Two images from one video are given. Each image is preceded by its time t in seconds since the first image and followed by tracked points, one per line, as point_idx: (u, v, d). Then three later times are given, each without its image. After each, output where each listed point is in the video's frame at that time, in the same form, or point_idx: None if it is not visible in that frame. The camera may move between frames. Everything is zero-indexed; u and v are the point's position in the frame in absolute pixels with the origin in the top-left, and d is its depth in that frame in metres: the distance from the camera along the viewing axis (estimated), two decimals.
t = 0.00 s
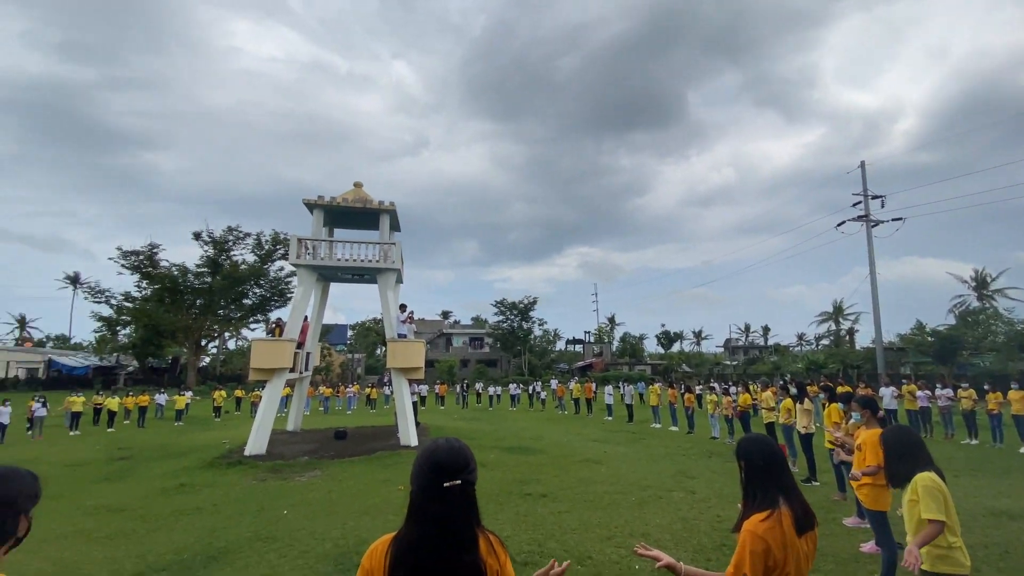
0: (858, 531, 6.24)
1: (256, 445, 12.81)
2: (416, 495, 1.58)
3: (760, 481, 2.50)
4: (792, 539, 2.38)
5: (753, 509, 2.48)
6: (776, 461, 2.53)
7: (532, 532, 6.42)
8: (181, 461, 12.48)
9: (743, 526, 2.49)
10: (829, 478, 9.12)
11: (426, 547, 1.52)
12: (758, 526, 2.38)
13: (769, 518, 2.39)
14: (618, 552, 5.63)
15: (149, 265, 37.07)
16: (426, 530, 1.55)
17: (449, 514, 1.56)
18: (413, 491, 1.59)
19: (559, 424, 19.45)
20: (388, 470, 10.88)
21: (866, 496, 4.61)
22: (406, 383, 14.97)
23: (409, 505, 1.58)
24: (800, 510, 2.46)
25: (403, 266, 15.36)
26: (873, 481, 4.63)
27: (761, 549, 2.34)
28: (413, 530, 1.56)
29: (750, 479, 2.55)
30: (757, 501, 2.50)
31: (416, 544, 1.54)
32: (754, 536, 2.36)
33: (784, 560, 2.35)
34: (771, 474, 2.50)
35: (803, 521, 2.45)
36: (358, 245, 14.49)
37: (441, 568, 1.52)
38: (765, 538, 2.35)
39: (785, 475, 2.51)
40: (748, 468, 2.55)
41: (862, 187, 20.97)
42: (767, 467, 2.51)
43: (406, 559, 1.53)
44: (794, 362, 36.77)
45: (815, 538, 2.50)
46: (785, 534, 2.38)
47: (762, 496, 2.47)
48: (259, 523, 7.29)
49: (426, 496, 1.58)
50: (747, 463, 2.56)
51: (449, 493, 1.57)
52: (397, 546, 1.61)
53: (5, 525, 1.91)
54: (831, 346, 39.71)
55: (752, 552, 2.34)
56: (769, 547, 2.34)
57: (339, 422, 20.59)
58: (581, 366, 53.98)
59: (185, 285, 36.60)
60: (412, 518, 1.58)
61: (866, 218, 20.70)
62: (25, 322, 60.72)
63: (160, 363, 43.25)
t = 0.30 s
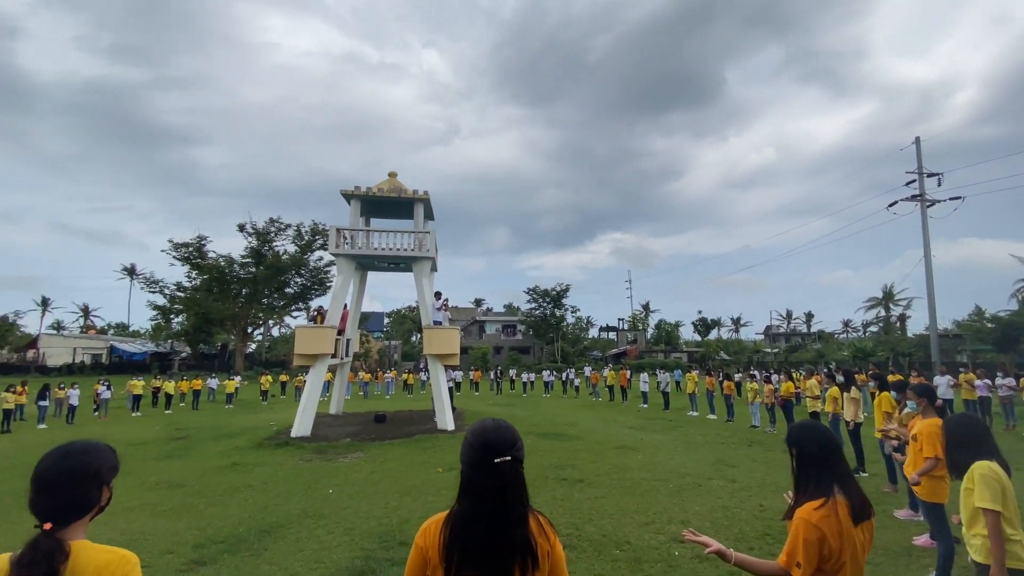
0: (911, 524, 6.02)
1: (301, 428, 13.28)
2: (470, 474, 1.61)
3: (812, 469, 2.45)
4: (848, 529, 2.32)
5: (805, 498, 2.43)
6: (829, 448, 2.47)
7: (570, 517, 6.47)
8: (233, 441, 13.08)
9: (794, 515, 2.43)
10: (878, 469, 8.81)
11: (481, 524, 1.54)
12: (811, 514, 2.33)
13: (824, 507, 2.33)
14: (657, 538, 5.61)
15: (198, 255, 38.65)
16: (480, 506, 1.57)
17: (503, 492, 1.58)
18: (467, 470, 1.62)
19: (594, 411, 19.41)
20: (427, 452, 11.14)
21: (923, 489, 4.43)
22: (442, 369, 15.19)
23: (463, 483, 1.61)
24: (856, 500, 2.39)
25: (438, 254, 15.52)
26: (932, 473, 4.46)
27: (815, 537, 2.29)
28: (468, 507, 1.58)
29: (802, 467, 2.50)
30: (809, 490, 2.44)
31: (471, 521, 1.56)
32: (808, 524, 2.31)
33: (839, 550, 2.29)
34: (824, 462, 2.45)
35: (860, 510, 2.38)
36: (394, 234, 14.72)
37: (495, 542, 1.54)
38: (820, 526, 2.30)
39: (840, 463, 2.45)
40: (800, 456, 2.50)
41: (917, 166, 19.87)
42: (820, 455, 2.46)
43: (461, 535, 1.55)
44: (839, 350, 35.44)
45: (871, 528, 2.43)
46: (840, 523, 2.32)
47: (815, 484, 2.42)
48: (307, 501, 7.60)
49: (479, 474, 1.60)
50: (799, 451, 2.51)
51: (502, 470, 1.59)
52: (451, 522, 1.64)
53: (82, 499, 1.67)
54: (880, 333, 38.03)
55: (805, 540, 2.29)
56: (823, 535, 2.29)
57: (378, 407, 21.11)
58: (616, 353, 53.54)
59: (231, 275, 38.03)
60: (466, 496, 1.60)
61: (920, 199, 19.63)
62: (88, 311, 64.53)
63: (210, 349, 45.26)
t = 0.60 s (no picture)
0: (953, 511, 5.87)
1: (334, 409, 13.64)
2: (512, 448, 1.63)
3: (859, 452, 2.40)
4: (896, 512, 2.28)
5: (851, 481, 2.38)
6: (877, 430, 2.42)
7: (599, 498, 6.51)
8: (270, 421, 13.53)
9: (840, 498, 2.39)
10: (918, 456, 8.57)
11: (526, 498, 1.56)
12: (859, 497, 2.28)
13: (872, 490, 2.29)
14: (687, 520, 5.61)
15: (232, 243, 39.69)
16: (524, 479, 1.59)
17: (547, 467, 1.61)
18: (508, 445, 1.64)
19: (621, 396, 19.33)
20: (456, 434, 11.32)
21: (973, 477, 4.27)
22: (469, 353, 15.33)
23: (506, 457, 1.63)
24: (906, 484, 2.34)
25: (463, 239, 15.58)
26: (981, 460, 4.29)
27: (861, 520, 2.26)
28: (512, 480, 1.60)
29: (848, 450, 2.45)
30: (855, 473, 2.39)
31: (516, 493, 1.59)
32: (855, 508, 2.27)
33: (887, 533, 2.26)
34: (872, 444, 2.39)
35: (909, 494, 2.33)
36: (420, 219, 14.82)
37: (540, 516, 1.57)
38: (867, 510, 2.27)
39: (889, 446, 2.39)
40: (846, 438, 2.45)
41: (964, 142, 18.90)
42: (868, 438, 2.40)
43: (506, 508, 1.58)
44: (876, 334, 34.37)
45: (919, 511, 2.38)
46: (889, 506, 2.28)
47: (861, 467, 2.37)
48: (342, 479, 7.84)
49: (521, 447, 1.62)
50: (845, 433, 2.46)
51: (545, 445, 1.61)
52: (495, 496, 1.66)
53: (145, 470, 1.71)
54: (920, 317, 36.67)
55: (851, 524, 2.26)
56: (870, 518, 2.26)
57: (407, 390, 21.50)
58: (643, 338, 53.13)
59: (264, 261, 38.97)
60: (509, 470, 1.62)
61: (967, 177, 18.71)
62: (131, 297, 67.26)
63: (246, 333, 46.68)
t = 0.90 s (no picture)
0: (984, 496, 5.76)
1: (359, 389, 13.91)
2: (544, 423, 1.66)
3: (895, 433, 2.37)
4: (933, 493, 2.25)
5: (886, 461, 2.36)
6: (915, 411, 2.38)
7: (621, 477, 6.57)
8: (297, 400, 13.89)
9: (874, 478, 2.37)
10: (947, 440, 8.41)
11: (559, 470, 1.59)
12: (894, 478, 2.26)
13: (908, 470, 2.26)
14: (709, 501, 5.62)
15: (256, 227, 40.37)
16: (557, 452, 1.62)
17: (579, 440, 1.63)
18: (541, 419, 1.67)
19: (641, 379, 19.31)
20: (478, 414, 11.46)
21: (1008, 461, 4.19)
22: (489, 335, 15.41)
23: (538, 431, 1.66)
24: (944, 465, 2.30)
25: (483, 222, 15.57)
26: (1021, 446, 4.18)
27: (897, 500, 2.24)
28: (545, 454, 1.63)
29: (884, 430, 2.42)
30: (891, 454, 2.37)
31: (549, 465, 1.61)
32: (890, 488, 2.25)
33: (924, 514, 2.23)
34: (910, 426, 2.36)
35: (946, 476, 2.29)
36: (440, 203, 14.84)
37: (572, 488, 1.59)
38: (903, 490, 2.24)
39: (927, 427, 2.35)
40: (881, 418, 2.42)
41: (1004, 117, 18.09)
42: (906, 418, 2.37)
43: (540, 480, 1.60)
44: (904, 318, 33.51)
45: (960, 494, 2.33)
46: (926, 487, 2.25)
47: (898, 447, 2.34)
48: (368, 456, 8.03)
49: (553, 422, 1.65)
50: (881, 414, 2.43)
51: (576, 419, 1.64)
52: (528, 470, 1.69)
53: (192, 442, 1.78)
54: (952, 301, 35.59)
55: (886, 504, 2.24)
56: (906, 499, 2.24)
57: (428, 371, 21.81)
58: (662, 322, 52.75)
59: (287, 246, 39.57)
60: (541, 443, 1.65)
61: (1006, 153, 17.95)
62: (161, 281, 69.13)
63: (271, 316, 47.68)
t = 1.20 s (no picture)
0: (1002, 480, 5.72)
1: (373, 370, 14.10)
2: (562, 398, 1.67)
3: (916, 412, 2.36)
4: (956, 472, 2.22)
5: (908, 441, 2.35)
6: (938, 391, 2.36)
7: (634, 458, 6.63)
8: (314, 380, 14.13)
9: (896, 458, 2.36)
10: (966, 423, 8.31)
11: (577, 445, 1.60)
12: (915, 457, 2.24)
13: (930, 450, 2.24)
14: (722, 481, 5.65)
15: (270, 210, 40.67)
16: (574, 427, 1.63)
17: (596, 413, 1.64)
18: (559, 396, 1.69)
19: (654, 361, 19.31)
20: (491, 395, 11.58)
21: None
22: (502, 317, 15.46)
23: (558, 407, 1.68)
24: (967, 445, 2.27)
25: (495, 204, 15.50)
26: None
27: (918, 478, 2.21)
28: (564, 429, 1.64)
29: (906, 411, 2.42)
30: (913, 433, 2.35)
31: (568, 440, 1.63)
32: (912, 466, 2.23)
33: (946, 493, 2.20)
34: (933, 406, 2.34)
35: (970, 455, 2.26)
36: (452, 184, 14.81)
37: (591, 461, 1.61)
38: (925, 469, 2.22)
39: (953, 408, 2.32)
40: (903, 399, 2.42)
41: None
42: (928, 397, 2.35)
43: (560, 454, 1.62)
44: (924, 302, 32.94)
45: (982, 475, 2.31)
46: (948, 466, 2.23)
47: (920, 427, 2.33)
48: (385, 434, 8.18)
49: (571, 397, 1.67)
50: (903, 393, 2.43)
51: (593, 393, 1.66)
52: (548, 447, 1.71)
53: (221, 416, 1.83)
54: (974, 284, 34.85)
55: (907, 483, 2.22)
56: (928, 478, 2.21)
57: (442, 353, 22.00)
58: (676, 305, 52.48)
59: (301, 229, 39.86)
60: (561, 418, 1.67)
61: None
62: (179, 264, 70.30)
63: (286, 298, 48.28)
